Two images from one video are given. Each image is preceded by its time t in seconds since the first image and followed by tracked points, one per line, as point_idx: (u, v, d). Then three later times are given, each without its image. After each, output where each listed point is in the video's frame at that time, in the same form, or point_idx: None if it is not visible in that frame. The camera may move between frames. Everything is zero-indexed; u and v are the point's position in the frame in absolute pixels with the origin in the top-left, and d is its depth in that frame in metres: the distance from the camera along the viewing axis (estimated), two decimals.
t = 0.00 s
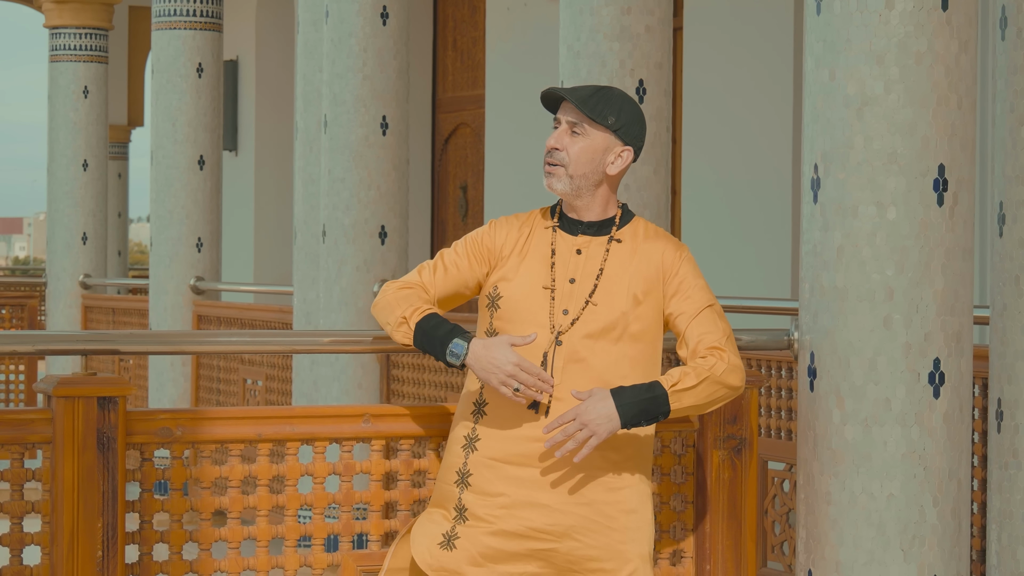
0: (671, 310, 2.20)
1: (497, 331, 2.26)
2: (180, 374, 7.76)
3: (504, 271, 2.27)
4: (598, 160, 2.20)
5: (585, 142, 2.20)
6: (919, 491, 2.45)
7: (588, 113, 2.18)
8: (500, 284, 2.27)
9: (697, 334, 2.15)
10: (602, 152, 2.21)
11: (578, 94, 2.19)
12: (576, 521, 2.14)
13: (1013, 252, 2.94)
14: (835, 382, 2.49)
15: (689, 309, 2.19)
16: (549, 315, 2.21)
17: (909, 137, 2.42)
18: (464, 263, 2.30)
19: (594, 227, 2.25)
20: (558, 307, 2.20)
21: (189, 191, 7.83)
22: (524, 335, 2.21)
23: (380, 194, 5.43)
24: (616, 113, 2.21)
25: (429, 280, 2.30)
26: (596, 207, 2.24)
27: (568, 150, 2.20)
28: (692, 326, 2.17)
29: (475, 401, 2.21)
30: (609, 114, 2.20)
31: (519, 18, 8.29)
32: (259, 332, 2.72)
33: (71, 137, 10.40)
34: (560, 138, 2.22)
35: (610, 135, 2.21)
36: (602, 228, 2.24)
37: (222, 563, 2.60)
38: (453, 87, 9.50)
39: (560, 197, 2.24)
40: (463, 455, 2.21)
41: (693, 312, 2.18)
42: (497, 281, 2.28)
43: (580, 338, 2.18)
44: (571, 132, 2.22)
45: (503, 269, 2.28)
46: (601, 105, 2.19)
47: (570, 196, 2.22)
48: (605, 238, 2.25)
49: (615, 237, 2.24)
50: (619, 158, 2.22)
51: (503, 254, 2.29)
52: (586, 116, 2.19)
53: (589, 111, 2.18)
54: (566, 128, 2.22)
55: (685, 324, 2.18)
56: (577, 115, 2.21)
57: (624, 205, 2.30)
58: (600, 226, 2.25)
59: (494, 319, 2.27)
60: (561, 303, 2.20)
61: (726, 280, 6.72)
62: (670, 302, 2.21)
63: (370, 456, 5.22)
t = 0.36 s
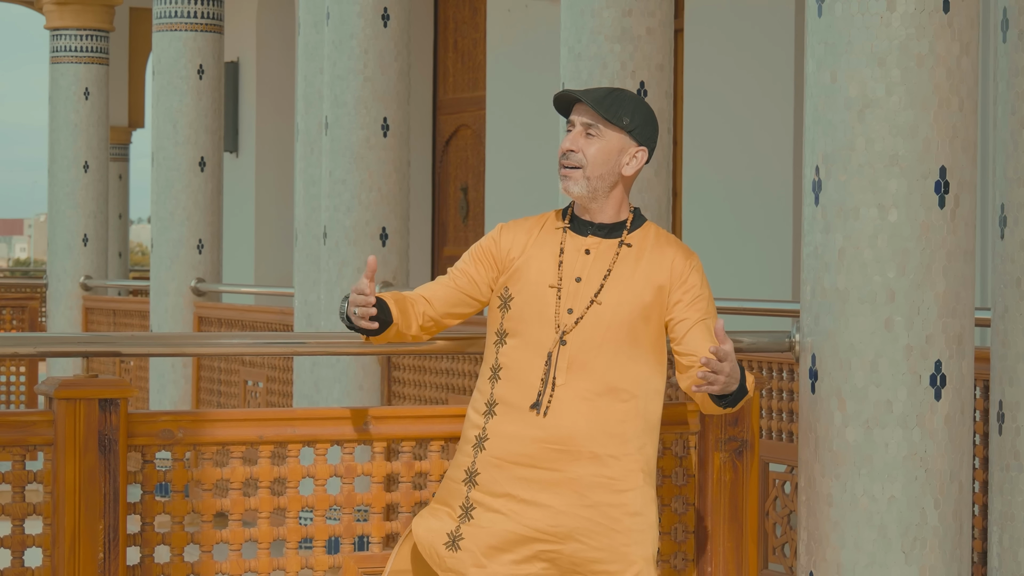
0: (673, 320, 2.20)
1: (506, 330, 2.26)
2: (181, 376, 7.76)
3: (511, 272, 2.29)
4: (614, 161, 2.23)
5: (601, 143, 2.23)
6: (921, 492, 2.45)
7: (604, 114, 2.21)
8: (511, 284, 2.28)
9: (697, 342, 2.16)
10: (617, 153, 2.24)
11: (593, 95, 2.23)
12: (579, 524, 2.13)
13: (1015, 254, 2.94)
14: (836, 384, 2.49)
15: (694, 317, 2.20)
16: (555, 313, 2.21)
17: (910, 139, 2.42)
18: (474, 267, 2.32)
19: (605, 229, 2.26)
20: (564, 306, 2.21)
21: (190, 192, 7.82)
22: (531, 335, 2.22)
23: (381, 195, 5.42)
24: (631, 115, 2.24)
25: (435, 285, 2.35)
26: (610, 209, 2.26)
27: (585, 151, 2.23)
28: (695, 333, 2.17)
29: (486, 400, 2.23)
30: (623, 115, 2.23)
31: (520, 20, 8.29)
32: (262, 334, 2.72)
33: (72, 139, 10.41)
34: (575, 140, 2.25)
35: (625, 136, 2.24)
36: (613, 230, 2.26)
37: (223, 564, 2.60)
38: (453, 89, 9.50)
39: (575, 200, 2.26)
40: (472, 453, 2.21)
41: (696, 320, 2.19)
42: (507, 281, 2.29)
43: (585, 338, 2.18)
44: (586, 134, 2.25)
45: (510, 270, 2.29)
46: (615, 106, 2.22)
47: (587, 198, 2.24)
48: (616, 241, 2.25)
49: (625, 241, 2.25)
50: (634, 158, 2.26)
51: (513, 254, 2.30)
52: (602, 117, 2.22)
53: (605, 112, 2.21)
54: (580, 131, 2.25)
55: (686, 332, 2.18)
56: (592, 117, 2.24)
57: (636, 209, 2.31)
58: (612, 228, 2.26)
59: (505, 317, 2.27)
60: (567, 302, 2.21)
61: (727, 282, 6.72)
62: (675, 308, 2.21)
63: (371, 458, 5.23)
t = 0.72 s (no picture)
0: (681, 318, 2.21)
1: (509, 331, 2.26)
2: (183, 376, 7.76)
3: (513, 271, 2.30)
4: (614, 159, 2.24)
5: (601, 141, 2.23)
6: (922, 493, 2.45)
7: (604, 113, 2.21)
8: (513, 284, 2.29)
9: (709, 338, 2.16)
10: (618, 151, 2.24)
11: (593, 94, 2.23)
12: (582, 524, 2.13)
13: (1016, 255, 2.94)
14: (838, 385, 2.49)
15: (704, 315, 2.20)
16: (557, 314, 2.21)
17: (912, 139, 2.42)
18: (475, 266, 2.34)
19: (607, 228, 2.26)
20: (566, 306, 2.21)
21: (191, 193, 7.82)
22: (534, 336, 2.22)
23: (383, 196, 5.42)
24: (631, 113, 2.24)
25: (436, 281, 2.36)
26: (611, 208, 2.26)
27: (586, 149, 2.23)
28: (704, 331, 2.18)
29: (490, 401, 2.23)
30: (623, 113, 2.23)
31: (521, 20, 8.29)
32: (263, 335, 2.72)
33: (74, 139, 10.42)
34: (576, 139, 2.25)
35: (626, 135, 2.25)
36: (614, 230, 2.26)
37: (225, 565, 2.60)
38: (455, 89, 9.51)
39: (576, 199, 2.26)
40: (475, 454, 2.22)
41: (706, 318, 2.19)
42: (509, 280, 2.30)
43: (587, 338, 2.18)
44: (586, 132, 2.25)
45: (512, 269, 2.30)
46: (615, 104, 2.22)
47: (588, 197, 2.24)
48: (618, 240, 2.26)
49: (628, 241, 2.25)
50: (634, 157, 2.26)
51: (513, 254, 2.31)
52: (602, 116, 2.22)
53: (605, 110, 2.21)
54: (581, 130, 2.26)
55: (696, 329, 2.19)
56: (592, 116, 2.24)
57: (637, 210, 2.31)
58: (614, 227, 2.27)
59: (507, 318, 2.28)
60: (569, 303, 2.21)
61: (728, 283, 6.73)
62: (683, 309, 2.21)
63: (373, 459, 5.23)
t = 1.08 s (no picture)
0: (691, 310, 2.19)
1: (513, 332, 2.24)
2: (185, 376, 7.77)
3: (515, 270, 2.27)
4: (636, 162, 2.21)
5: (626, 146, 2.19)
6: (925, 493, 2.46)
7: (631, 118, 2.16)
8: (517, 285, 2.26)
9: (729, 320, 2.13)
10: (637, 153, 2.21)
11: (615, 99, 2.16)
12: (584, 523, 2.12)
13: (1018, 255, 2.94)
14: (840, 385, 2.48)
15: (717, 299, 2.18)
16: (563, 315, 2.19)
17: (914, 139, 2.43)
18: (475, 256, 2.33)
19: (612, 229, 2.23)
20: (572, 307, 2.19)
21: (193, 192, 7.83)
22: (540, 337, 2.20)
23: (385, 196, 5.43)
24: (647, 115, 2.20)
25: (430, 268, 2.34)
26: (623, 208, 2.24)
27: (615, 157, 2.17)
28: (722, 315, 2.15)
29: (496, 401, 2.21)
30: (643, 115, 2.19)
31: (522, 20, 8.29)
32: (265, 335, 2.71)
33: (76, 139, 10.44)
34: (600, 146, 2.18)
35: (641, 136, 2.22)
36: (619, 230, 2.23)
37: (228, 565, 2.61)
38: (456, 89, 9.51)
39: (600, 207, 2.20)
40: (482, 454, 2.20)
41: (721, 303, 2.17)
42: (513, 281, 2.28)
43: (595, 340, 2.16)
44: (608, 138, 2.18)
45: (513, 269, 2.28)
46: (636, 107, 2.18)
47: (614, 203, 2.20)
48: (623, 241, 2.23)
49: (633, 240, 2.22)
50: (646, 157, 2.24)
51: (515, 254, 2.28)
52: (627, 122, 2.17)
53: (632, 115, 2.16)
54: (602, 136, 2.19)
55: (714, 313, 2.16)
56: (613, 121, 2.18)
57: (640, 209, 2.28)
58: (619, 227, 2.24)
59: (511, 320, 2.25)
60: (575, 304, 2.19)
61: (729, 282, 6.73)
62: (693, 300, 2.19)
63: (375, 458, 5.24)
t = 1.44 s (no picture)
0: (701, 307, 2.14)
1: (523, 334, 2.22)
2: (188, 374, 7.78)
3: (522, 271, 2.24)
4: (637, 169, 2.16)
5: (625, 157, 2.14)
6: (927, 491, 2.46)
7: (628, 131, 2.10)
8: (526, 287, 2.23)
9: (739, 316, 2.08)
10: (638, 161, 2.16)
11: (612, 115, 2.10)
12: (591, 523, 2.10)
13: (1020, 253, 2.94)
14: (842, 385, 2.48)
15: (726, 295, 2.13)
16: (572, 317, 2.16)
17: (916, 138, 2.43)
18: (480, 257, 2.31)
19: (618, 228, 2.19)
20: (580, 309, 2.16)
21: (196, 191, 7.84)
22: (549, 340, 2.17)
23: (387, 195, 5.44)
24: (647, 122, 2.14)
25: (436, 270, 2.34)
26: (627, 211, 2.20)
27: (613, 169, 2.13)
28: (730, 310, 2.10)
29: (511, 405, 2.20)
30: (642, 124, 2.13)
31: (525, 18, 8.29)
32: (267, 334, 2.70)
33: (79, 138, 10.45)
34: (598, 159, 2.14)
35: (643, 142, 2.16)
36: (625, 229, 2.19)
37: (231, 563, 2.61)
38: (459, 87, 9.52)
39: (602, 216, 2.17)
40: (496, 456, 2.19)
41: (729, 298, 2.12)
42: (521, 283, 2.25)
43: (604, 342, 2.13)
44: (608, 150, 2.14)
45: (520, 271, 2.25)
46: (634, 117, 2.12)
47: (616, 213, 2.16)
48: (629, 240, 2.19)
49: (638, 239, 2.18)
50: (649, 160, 2.19)
51: (521, 254, 2.26)
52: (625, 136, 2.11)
53: (629, 129, 2.10)
54: (601, 148, 2.14)
55: (724, 309, 2.11)
56: (612, 133, 2.13)
57: (646, 207, 2.23)
58: (625, 227, 2.20)
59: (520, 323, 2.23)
60: (583, 305, 2.16)
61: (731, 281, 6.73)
62: (702, 297, 2.14)
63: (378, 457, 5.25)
